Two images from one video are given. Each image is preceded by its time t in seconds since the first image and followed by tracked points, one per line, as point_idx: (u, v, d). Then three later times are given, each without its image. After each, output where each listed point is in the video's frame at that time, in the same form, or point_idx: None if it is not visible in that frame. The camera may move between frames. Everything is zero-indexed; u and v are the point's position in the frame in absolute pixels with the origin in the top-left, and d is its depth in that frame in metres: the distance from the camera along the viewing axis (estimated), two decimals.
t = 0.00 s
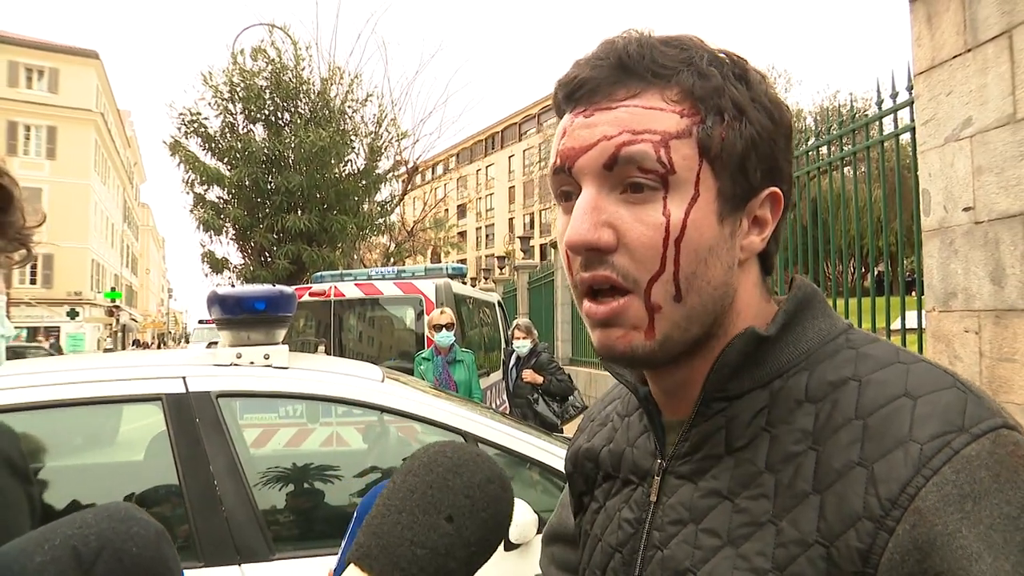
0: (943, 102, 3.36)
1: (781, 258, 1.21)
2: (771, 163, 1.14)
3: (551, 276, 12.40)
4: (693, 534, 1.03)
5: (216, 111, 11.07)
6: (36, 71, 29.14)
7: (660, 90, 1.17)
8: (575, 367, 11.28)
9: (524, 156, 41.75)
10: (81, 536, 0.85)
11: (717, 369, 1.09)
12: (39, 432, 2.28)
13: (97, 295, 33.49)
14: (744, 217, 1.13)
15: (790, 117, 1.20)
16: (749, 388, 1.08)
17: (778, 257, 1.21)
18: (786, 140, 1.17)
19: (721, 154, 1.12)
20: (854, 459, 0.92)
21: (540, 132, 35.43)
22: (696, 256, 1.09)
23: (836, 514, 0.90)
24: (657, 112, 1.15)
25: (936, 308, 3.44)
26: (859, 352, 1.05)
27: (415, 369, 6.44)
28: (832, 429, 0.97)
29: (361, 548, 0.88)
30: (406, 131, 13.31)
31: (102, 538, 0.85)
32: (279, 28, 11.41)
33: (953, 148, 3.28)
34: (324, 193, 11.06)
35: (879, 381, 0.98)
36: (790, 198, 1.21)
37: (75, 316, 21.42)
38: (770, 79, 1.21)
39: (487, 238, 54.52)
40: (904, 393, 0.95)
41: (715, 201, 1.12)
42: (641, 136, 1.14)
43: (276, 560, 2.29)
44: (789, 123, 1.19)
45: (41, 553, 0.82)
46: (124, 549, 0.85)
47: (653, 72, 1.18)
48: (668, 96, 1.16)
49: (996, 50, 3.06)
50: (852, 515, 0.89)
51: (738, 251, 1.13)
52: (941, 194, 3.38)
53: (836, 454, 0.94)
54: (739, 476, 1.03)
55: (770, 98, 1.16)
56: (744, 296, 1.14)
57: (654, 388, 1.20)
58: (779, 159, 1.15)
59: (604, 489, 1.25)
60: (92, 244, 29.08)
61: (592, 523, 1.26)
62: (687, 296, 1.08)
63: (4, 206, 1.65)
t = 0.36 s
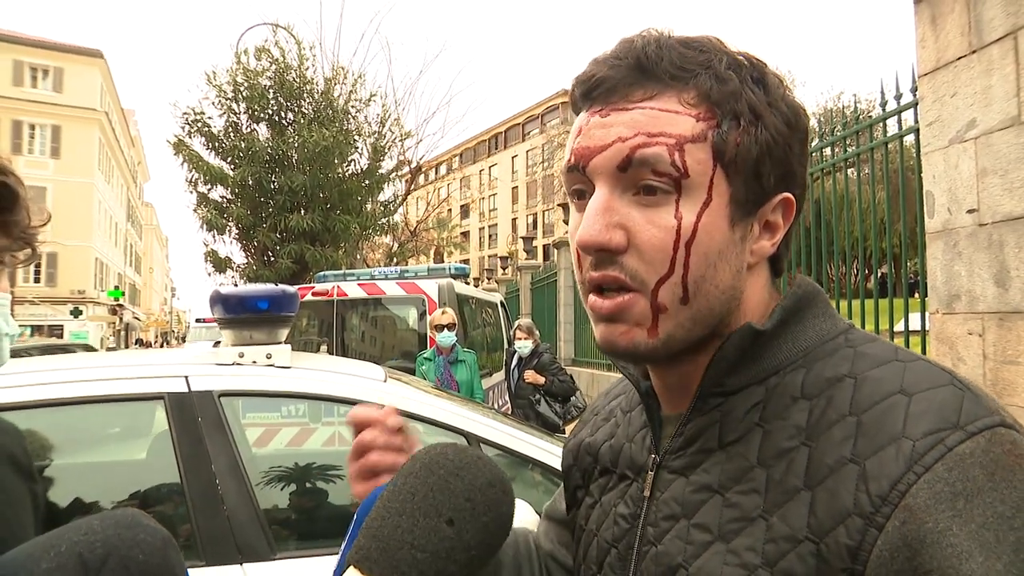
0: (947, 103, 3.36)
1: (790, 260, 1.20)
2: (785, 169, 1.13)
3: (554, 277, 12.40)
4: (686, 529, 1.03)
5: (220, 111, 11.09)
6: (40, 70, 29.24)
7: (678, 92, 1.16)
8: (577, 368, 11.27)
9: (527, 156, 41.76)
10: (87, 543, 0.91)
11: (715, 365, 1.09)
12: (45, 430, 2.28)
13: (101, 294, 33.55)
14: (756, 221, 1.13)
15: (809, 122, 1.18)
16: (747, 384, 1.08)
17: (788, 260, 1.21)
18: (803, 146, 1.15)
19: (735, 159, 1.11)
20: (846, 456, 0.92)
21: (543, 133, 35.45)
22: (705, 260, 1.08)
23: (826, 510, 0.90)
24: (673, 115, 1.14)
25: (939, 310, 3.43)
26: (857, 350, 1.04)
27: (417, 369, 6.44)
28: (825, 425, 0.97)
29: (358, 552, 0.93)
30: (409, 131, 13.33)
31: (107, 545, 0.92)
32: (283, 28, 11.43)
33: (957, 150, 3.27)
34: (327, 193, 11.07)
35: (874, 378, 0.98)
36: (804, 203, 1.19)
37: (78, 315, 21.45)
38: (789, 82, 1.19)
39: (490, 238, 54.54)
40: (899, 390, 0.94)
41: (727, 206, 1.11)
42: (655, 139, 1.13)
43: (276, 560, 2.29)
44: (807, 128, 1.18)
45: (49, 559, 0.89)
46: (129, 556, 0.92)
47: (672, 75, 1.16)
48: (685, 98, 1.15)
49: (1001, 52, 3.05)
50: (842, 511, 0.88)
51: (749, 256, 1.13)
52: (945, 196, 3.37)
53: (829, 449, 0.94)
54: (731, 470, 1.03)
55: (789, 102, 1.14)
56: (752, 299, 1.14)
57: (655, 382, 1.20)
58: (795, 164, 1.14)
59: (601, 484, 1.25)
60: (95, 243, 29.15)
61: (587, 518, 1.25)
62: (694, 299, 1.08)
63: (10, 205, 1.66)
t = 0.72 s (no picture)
0: (950, 101, 3.35)
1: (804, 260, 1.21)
2: (812, 166, 1.13)
3: (557, 276, 12.40)
4: (686, 535, 1.03)
5: (222, 109, 11.10)
6: (44, 69, 29.29)
7: (710, 78, 1.15)
8: (580, 366, 11.27)
9: (529, 154, 41.74)
10: (86, 548, 0.85)
11: (722, 366, 1.09)
12: (47, 428, 2.29)
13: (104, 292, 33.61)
14: (778, 217, 1.13)
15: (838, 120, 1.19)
16: (752, 387, 1.08)
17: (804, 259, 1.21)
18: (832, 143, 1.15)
19: (765, 151, 1.11)
20: (855, 466, 0.92)
21: (545, 131, 35.42)
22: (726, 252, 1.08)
23: (833, 521, 0.90)
24: (703, 100, 1.14)
25: (942, 309, 3.42)
26: (867, 356, 1.04)
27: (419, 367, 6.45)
28: (834, 434, 0.96)
29: (349, 553, 0.92)
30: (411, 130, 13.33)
31: (107, 550, 0.86)
32: (286, 26, 11.44)
33: (960, 148, 3.26)
34: (329, 192, 11.08)
35: (885, 386, 0.97)
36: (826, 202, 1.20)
37: (82, 313, 21.50)
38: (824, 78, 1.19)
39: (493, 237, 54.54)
40: (910, 399, 0.94)
41: (752, 198, 1.11)
42: (684, 123, 1.13)
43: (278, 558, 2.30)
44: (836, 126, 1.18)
45: (45, 565, 0.83)
46: (130, 561, 0.86)
47: (705, 59, 1.16)
48: (718, 85, 1.15)
49: (1005, 49, 3.04)
50: (850, 523, 0.88)
51: (768, 251, 1.13)
52: (948, 194, 3.36)
53: (837, 459, 0.94)
54: (734, 477, 1.02)
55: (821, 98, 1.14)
56: (767, 295, 1.14)
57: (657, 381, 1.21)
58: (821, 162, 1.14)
59: (601, 485, 1.26)
60: (99, 242, 29.22)
61: (588, 519, 1.26)
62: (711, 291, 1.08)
63: (13, 205, 1.66)
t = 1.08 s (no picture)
0: (949, 103, 3.34)
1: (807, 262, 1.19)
2: (809, 163, 1.12)
3: (556, 278, 12.39)
4: (694, 549, 1.02)
5: (221, 111, 11.11)
6: (43, 71, 29.31)
7: (700, 72, 1.15)
8: (579, 369, 11.26)
9: (529, 156, 41.77)
10: (70, 562, 0.85)
11: (727, 372, 1.08)
12: (44, 431, 2.28)
13: (103, 294, 33.59)
14: (774, 215, 1.11)
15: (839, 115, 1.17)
16: (759, 394, 1.07)
17: (806, 261, 1.19)
18: (830, 138, 1.14)
19: (758, 146, 1.10)
20: (870, 476, 0.91)
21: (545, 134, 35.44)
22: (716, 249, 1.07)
23: (849, 534, 0.89)
24: (693, 94, 1.13)
25: (941, 311, 3.42)
26: (877, 361, 1.03)
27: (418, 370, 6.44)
28: (847, 443, 0.96)
29: (342, 555, 0.92)
30: (411, 132, 13.33)
31: (91, 564, 0.86)
32: (285, 28, 11.45)
33: (959, 151, 3.26)
34: (328, 193, 11.07)
35: (897, 393, 0.96)
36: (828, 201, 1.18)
37: (81, 315, 21.48)
38: (822, 73, 1.18)
39: (492, 239, 54.55)
40: (925, 406, 0.93)
41: (744, 195, 1.10)
42: (673, 117, 1.13)
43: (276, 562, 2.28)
44: (836, 122, 1.16)
45: None
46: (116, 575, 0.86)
47: (696, 53, 1.16)
48: (708, 78, 1.14)
49: (1004, 52, 3.04)
50: (867, 537, 0.87)
51: (763, 250, 1.11)
52: (947, 197, 3.36)
53: (851, 469, 0.93)
54: (743, 488, 1.01)
55: (818, 93, 1.13)
56: (764, 297, 1.13)
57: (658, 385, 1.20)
58: (819, 158, 1.13)
59: (601, 495, 1.24)
60: (99, 244, 29.22)
61: (586, 530, 1.24)
62: (701, 291, 1.07)
63: (12, 209, 1.65)
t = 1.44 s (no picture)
0: (947, 106, 3.35)
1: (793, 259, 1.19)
2: (796, 163, 1.15)
3: (552, 280, 12.39)
4: (697, 553, 1.02)
5: (218, 111, 11.09)
6: (39, 70, 29.24)
7: (695, 74, 1.13)
8: (576, 370, 11.25)
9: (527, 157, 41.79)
10: (61, 568, 0.85)
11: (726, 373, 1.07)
12: (41, 431, 2.27)
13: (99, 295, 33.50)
14: (771, 218, 1.13)
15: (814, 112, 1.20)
16: (759, 394, 1.06)
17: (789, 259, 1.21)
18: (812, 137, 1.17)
19: (756, 148, 1.11)
20: (875, 474, 0.91)
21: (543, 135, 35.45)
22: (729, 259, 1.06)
23: (857, 534, 0.89)
24: (693, 98, 1.11)
25: (938, 313, 3.42)
26: (876, 358, 1.03)
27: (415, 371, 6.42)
28: (850, 442, 0.95)
29: (348, 562, 0.90)
30: (408, 132, 13.32)
31: (83, 570, 0.85)
32: (283, 28, 11.43)
33: (956, 153, 3.26)
34: (326, 194, 11.06)
35: (899, 390, 0.96)
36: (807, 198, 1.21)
37: (77, 316, 21.41)
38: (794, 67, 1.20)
39: (489, 240, 54.54)
40: (927, 402, 0.93)
41: (748, 200, 1.10)
42: (675, 123, 1.10)
43: (271, 564, 2.27)
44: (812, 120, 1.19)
45: None
46: None
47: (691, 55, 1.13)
48: (703, 81, 1.13)
49: (1001, 55, 3.04)
50: (875, 536, 0.87)
51: (761, 253, 1.12)
52: (944, 199, 3.36)
53: (856, 468, 0.93)
54: (746, 491, 1.01)
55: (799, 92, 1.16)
56: (762, 300, 1.13)
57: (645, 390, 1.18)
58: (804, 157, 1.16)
59: (591, 499, 1.23)
60: (95, 244, 29.15)
61: (573, 535, 1.23)
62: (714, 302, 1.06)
63: (11, 208, 1.64)
